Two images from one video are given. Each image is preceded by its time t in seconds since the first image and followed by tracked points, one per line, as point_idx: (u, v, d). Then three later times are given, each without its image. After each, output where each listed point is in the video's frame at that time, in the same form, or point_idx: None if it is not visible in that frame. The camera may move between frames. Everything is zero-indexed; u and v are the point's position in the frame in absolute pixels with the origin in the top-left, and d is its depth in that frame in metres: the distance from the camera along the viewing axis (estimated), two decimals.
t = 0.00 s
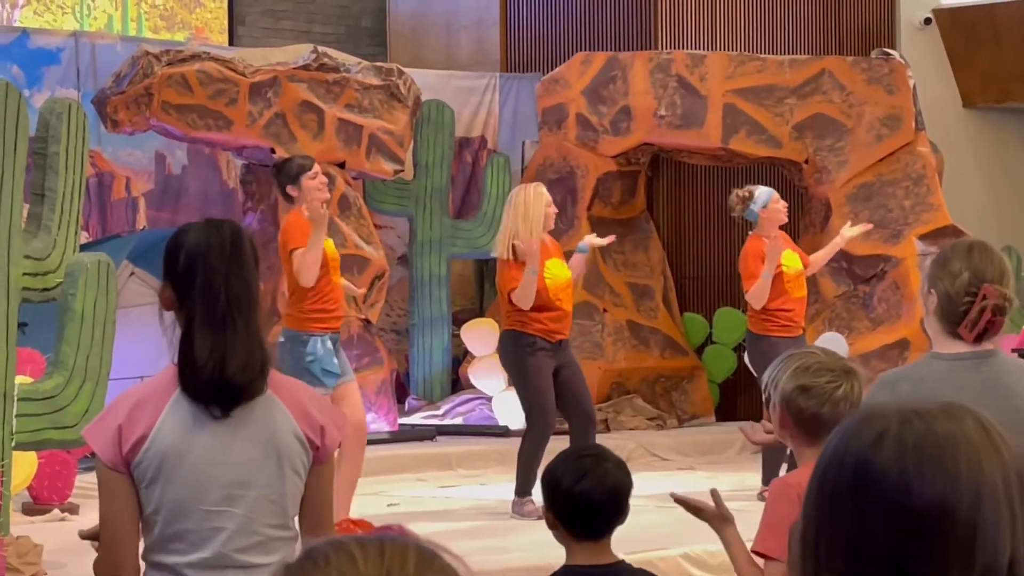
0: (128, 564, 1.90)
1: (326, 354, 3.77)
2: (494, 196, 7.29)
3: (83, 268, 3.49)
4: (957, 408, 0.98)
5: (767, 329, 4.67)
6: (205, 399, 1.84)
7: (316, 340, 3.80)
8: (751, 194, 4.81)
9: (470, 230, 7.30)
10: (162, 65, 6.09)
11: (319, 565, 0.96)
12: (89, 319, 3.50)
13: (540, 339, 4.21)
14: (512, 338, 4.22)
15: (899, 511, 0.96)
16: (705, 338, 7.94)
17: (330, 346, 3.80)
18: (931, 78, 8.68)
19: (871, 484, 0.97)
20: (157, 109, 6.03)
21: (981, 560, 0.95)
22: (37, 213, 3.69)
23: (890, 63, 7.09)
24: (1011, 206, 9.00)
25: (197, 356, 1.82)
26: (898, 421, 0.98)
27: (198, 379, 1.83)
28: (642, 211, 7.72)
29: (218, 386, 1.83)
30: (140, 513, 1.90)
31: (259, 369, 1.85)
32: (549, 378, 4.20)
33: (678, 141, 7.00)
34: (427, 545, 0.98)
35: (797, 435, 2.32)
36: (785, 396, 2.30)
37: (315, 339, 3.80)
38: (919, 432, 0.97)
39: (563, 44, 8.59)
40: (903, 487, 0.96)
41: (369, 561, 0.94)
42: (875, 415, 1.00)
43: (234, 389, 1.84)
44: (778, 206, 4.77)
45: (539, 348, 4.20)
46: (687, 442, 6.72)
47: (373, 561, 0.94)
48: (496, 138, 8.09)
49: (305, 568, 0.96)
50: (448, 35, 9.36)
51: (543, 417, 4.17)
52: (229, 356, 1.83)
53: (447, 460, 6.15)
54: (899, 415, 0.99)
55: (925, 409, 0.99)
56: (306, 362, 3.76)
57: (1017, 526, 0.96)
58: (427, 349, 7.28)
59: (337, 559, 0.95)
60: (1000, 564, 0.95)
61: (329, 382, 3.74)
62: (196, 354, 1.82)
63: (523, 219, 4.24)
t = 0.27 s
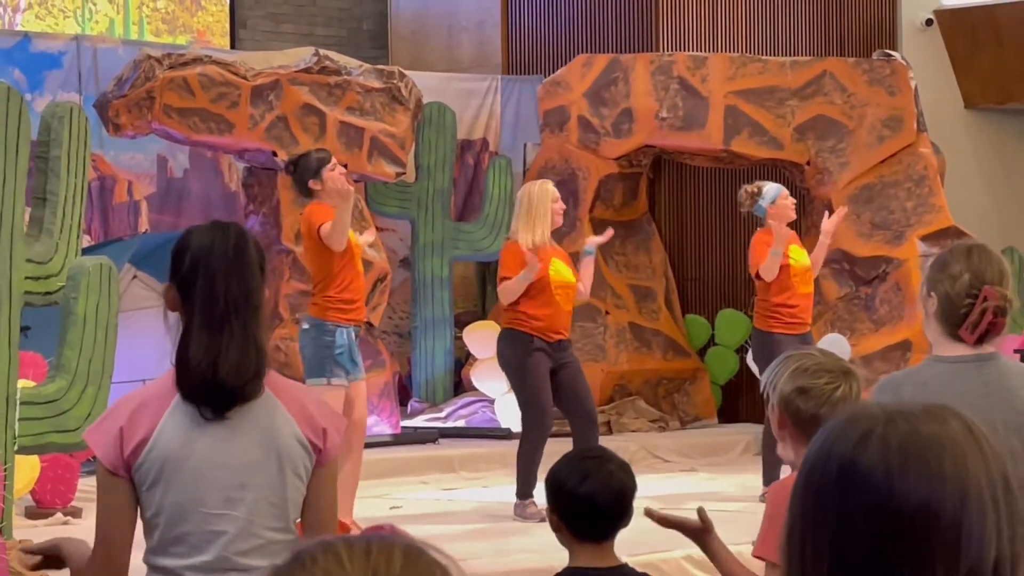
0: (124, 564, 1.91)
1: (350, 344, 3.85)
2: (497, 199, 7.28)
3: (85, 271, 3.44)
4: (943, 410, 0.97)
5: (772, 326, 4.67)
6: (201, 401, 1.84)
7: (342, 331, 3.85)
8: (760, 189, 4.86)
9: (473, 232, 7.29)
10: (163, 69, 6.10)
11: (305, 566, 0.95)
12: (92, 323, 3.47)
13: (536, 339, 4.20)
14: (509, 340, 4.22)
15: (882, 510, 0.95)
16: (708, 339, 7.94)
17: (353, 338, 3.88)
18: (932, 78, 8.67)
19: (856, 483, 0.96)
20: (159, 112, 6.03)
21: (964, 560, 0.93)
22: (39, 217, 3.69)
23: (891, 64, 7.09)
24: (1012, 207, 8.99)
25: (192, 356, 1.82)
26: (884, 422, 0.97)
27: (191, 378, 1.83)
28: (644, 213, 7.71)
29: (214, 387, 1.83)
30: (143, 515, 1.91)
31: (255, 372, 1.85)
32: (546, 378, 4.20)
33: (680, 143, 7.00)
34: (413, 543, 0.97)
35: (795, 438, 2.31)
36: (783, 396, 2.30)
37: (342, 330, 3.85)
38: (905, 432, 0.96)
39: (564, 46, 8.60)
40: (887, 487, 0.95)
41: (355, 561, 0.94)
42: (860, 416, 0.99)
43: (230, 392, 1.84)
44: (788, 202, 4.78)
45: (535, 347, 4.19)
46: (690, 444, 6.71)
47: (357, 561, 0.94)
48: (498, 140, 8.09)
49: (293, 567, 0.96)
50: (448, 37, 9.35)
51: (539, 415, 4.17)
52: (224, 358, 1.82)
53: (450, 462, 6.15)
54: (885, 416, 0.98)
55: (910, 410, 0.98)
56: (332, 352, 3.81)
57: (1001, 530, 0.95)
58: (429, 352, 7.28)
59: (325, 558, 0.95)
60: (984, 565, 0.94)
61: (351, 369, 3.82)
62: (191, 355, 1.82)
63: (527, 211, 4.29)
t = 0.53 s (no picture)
0: (120, 566, 1.90)
1: (352, 350, 3.81)
2: (498, 201, 7.21)
3: (87, 274, 3.44)
4: (937, 410, 0.97)
5: (777, 327, 4.68)
6: (210, 403, 1.84)
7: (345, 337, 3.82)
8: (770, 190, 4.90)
9: (475, 234, 7.26)
10: (165, 71, 6.09)
11: (324, 562, 0.95)
12: (94, 326, 3.47)
13: (535, 336, 4.19)
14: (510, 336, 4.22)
15: (878, 512, 0.94)
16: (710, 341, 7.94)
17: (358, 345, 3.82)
18: (934, 79, 8.67)
19: (851, 485, 0.95)
20: (160, 115, 6.04)
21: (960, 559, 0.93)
22: (41, 220, 3.69)
23: (893, 65, 7.09)
24: (1015, 207, 8.98)
25: (202, 360, 1.82)
26: (877, 422, 0.97)
27: (202, 382, 1.83)
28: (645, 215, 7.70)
29: (221, 390, 1.83)
30: (140, 517, 1.90)
31: (265, 376, 1.86)
32: (545, 380, 4.21)
33: (682, 144, 7.00)
34: (433, 544, 0.98)
35: (797, 435, 2.30)
36: (784, 394, 2.31)
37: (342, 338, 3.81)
38: (899, 432, 0.96)
39: (566, 47, 8.60)
40: (881, 488, 0.94)
41: (375, 561, 0.95)
42: (853, 417, 0.99)
43: (238, 395, 1.84)
44: (797, 202, 4.80)
45: (531, 347, 4.19)
46: (692, 445, 6.70)
47: (381, 561, 0.95)
48: (500, 142, 8.10)
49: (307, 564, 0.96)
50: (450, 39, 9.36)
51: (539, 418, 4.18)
52: (235, 362, 1.83)
53: (452, 465, 6.15)
54: (879, 417, 0.98)
55: (904, 411, 0.98)
56: (331, 359, 3.78)
57: (998, 529, 0.95)
58: (431, 355, 7.29)
59: (344, 553, 0.96)
60: (980, 565, 0.94)
61: (355, 378, 3.79)
62: (202, 358, 1.82)
63: (543, 215, 4.32)
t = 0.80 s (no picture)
0: (122, 565, 1.90)
1: (332, 349, 3.75)
2: (499, 202, 7.20)
3: (88, 276, 3.46)
4: (939, 410, 0.97)
5: (774, 332, 4.71)
6: (209, 405, 1.84)
7: (323, 336, 3.76)
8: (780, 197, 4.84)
9: (476, 235, 7.27)
10: (165, 73, 6.11)
11: (361, 556, 0.96)
12: (95, 329, 3.48)
13: (545, 344, 4.21)
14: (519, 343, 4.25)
15: (879, 513, 0.94)
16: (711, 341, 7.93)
17: (337, 344, 3.77)
18: (934, 79, 8.66)
19: (851, 486, 0.95)
20: (161, 117, 6.05)
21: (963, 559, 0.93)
22: (42, 222, 3.69)
23: (893, 65, 7.09)
24: (1017, 208, 8.98)
25: (203, 361, 1.82)
26: (879, 423, 0.97)
27: (202, 384, 1.82)
28: (646, 216, 7.66)
29: (221, 392, 1.83)
30: (139, 518, 1.90)
31: (264, 378, 1.85)
32: (555, 380, 4.19)
33: (683, 145, 6.99)
34: (472, 553, 0.98)
35: (803, 434, 2.29)
36: (790, 395, 2.30)
37: (321, 336, 3.76)
38: (900, 432, 0.95)
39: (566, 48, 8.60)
40: (882, 488, 0.94)
41: (411, 555, 0.95)
42: (854, 418, 0.98)
43: (238, 396, 1.84)
44: (801, 209, 4.73)
45: (541, 351, 4.20)
46: (694, 446, 6.70)
47: (412, 556, 0.95)
48: (500, 144, 8.10)
49: (345, 558, 0.97)
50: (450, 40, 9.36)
51: (545, 417, 4.18)
52: (235, 363, 1.83)
53: (454, 466, 6.15)
54: (880, 418, 0.97)
55: (906, 411, 0.97)
56: (310, 360, 3.73)
57: (1001, 528, 0.94)
58: (432, 356, 7.29)
59: (381, 549, 0.96)
60: (983, 565, 0.94)
61: (336, 377, 3.76)
62: (202, 359, 1.82)
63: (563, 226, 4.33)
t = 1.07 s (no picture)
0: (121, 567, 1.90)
1: (309, 351, 3.75)
2: (501, 203, 7.16)
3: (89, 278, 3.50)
4: (947, 413, 0.96)
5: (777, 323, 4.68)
6: (211, 407, 1.84)
7: (302, 335, 3.76)
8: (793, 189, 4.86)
9: (477, 235, 7.27)
10: (167, 75, 6.12)
11: (377, 562, 0.96)
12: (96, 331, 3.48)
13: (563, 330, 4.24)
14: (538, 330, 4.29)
15: (887, 518, 0.94)
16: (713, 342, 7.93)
17: (317, 344, 3.75)
18: (935, 79, 8.66)
19: (860, 492, 0.95)
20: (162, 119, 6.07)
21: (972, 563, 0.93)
22: (43, 224, 3.69)
23: (895, 65, 7.08)
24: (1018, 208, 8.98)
25: (205, 363, 1.82)
26: (886, 426, 0.96)
27: (204, 385, 1.83)
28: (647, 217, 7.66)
29: (223, 394, 1.83)
30: (138, 520, 1.90)
31: (266, 380, 1.85)
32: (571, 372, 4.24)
33: (684, 146, 6.99)
34: (485, 558, 0.99)
35: (813, 434, 2.28)
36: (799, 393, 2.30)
37: (299, 336, 3.76)
38: (908, 437, 0.94)
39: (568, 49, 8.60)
40: (890, 492, 0.94)
41: (428, 563, 0.96)
42: (861, 421, 0.98)
43: (240, 398, 1.84)
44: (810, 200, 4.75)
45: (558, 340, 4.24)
46: (695, 447, 6.70)
47: (429, 565, 0.96)
48: (502, 144, 8.10)
49: (363, 563, 0.97)
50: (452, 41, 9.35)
51: (559, 412, 4.25)
52: (237, 365, 1.82)
53: (456, 467, 6.15)
54: (887, 421, 0.96)
55: (913, 413, 0.97)
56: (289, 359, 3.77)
57: (1010, 530, 0.94)
58: (434, 356, 7.28)
59: (397, 554, 0.97)
60: (993, 566, 0.94)
61: (313, 379, 3.76)
62: (204, 361, 1.82)
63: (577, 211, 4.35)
